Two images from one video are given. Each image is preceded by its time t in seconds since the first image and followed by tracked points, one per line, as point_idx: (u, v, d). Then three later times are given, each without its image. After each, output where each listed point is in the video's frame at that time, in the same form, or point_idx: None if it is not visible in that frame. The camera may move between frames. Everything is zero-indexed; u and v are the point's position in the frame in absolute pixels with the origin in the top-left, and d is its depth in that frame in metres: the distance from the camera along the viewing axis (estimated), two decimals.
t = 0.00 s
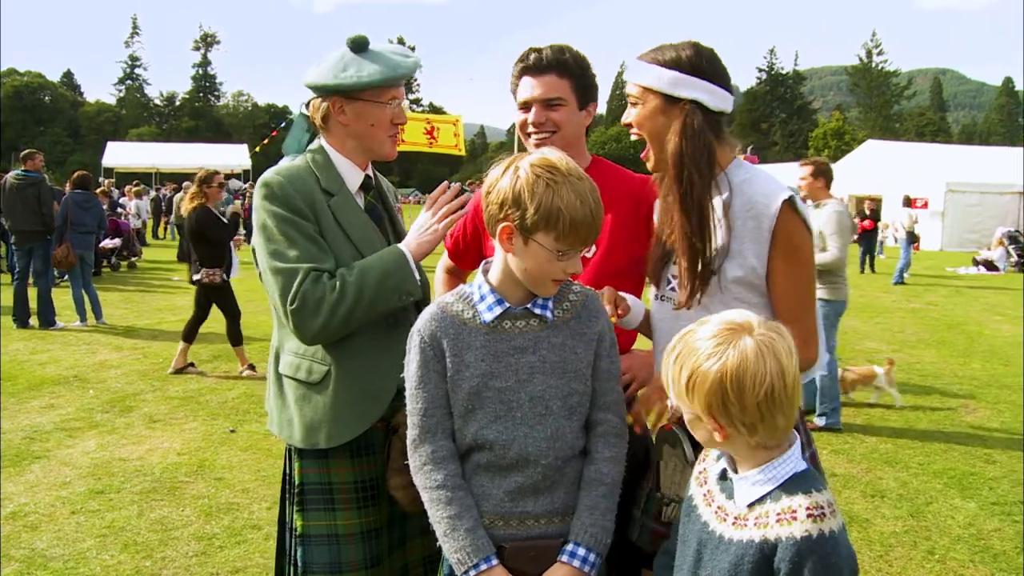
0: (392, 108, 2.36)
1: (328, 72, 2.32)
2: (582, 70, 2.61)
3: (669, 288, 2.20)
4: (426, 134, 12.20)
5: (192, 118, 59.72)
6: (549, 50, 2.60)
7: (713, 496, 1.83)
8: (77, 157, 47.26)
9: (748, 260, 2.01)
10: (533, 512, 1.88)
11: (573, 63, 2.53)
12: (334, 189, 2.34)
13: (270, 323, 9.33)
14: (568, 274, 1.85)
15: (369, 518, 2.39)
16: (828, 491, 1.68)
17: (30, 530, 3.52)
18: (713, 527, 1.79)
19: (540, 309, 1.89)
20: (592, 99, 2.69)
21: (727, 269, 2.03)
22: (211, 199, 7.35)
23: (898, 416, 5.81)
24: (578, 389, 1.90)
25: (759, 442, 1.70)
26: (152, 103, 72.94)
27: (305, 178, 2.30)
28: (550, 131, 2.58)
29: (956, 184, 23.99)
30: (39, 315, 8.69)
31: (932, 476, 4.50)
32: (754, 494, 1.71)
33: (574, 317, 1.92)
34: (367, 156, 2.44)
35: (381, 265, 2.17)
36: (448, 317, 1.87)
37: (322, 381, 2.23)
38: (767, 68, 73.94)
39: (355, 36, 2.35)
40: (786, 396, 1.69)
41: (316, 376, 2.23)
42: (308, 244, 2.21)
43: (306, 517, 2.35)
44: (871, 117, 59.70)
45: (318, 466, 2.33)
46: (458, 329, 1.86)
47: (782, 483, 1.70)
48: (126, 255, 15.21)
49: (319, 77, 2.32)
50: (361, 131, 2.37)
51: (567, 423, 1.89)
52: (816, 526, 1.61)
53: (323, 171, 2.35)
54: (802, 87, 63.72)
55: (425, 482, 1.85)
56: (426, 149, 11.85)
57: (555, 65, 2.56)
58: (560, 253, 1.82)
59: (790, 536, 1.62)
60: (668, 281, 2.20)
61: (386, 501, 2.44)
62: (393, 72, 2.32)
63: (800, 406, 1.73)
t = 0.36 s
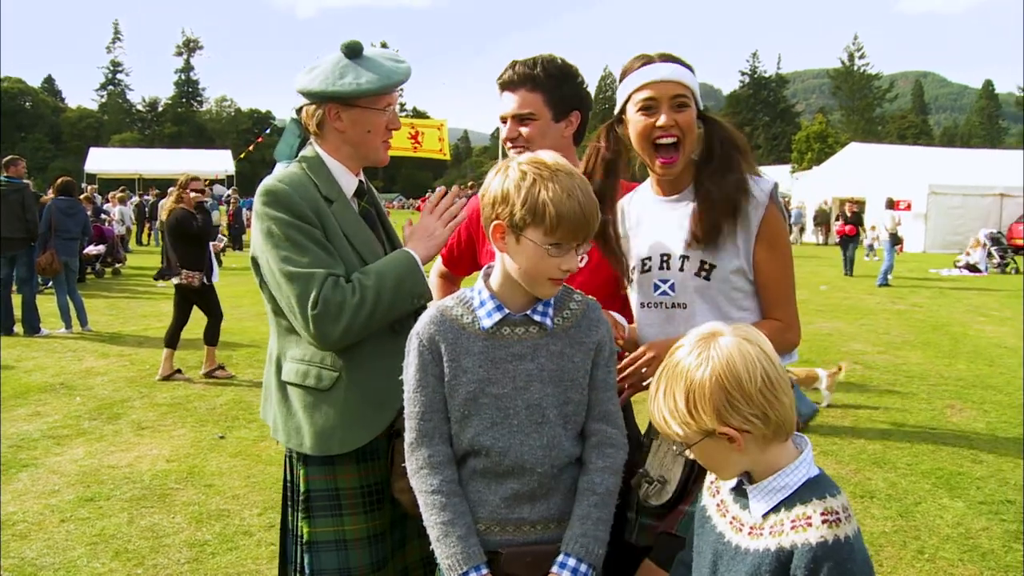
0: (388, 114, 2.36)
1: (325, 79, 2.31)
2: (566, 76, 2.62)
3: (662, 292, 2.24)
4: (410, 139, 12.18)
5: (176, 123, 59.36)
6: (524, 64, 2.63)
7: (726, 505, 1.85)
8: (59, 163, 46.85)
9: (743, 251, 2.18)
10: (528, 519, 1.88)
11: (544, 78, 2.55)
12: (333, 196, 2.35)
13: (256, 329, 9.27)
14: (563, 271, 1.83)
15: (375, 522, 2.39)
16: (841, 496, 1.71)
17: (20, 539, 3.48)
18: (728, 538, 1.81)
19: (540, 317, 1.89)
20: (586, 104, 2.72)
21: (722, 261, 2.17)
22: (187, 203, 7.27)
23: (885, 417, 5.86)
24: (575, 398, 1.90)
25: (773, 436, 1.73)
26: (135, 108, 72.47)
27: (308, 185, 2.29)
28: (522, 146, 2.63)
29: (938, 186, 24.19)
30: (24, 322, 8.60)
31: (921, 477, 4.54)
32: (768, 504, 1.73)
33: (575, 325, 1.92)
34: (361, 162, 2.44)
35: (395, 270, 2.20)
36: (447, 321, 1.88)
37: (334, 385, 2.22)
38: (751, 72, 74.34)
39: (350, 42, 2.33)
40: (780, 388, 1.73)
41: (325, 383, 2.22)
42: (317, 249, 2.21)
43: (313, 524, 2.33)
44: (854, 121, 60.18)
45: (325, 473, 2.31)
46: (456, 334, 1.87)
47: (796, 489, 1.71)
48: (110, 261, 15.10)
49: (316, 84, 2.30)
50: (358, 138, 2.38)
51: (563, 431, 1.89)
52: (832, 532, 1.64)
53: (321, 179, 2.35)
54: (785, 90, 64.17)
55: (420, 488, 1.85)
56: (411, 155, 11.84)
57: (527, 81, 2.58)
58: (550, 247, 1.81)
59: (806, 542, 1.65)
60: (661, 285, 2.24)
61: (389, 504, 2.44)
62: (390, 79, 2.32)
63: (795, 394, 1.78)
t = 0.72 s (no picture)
0: (384, 114, 2.36)
1: (320, 78, 2.31)
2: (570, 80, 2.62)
3: (668, 287, 2.25)
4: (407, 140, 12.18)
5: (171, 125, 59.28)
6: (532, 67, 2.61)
7: (723, 508, 1.85)
8: (54, 165, 46.72)
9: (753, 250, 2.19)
10: (530, 522, 1.89)
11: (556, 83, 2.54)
12: (334, 198, 2.35)
13: (253, 330, 9.26)
14: (566, 259, 1.84)
15: (377, 522, 2.39)
16: (837, 491, 1.71)
17: (19, 541, 3.47)
18: (728, 542, 1.82)
19: (542, 317, 1.89)
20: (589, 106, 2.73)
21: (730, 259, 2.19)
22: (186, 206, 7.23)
23: (882, 417, 5.87)
24: (578, 400, 1.90)
25: (756, 440, 1.72)
26: (130, 110, 72.34)
27: (308, 187, 2.29)
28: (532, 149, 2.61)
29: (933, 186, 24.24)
30: (20, 324, 8.58)
31: (918, 476, 4.55)
32: (764, 506, 1.72)
33: (578, 327, 1.91)
34: (360, 162, 2.44)
35: (397, 274, 2.20)
36: (450, 321, 1.89)
37: (335, 388, 2.22)
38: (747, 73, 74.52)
39: (346, 42, 2.34)
40: (751, 395, 1.72)
41: (329, 385, 2.22)
42: (320, 252, 2.21)
43: (315, 525, 2.33)
44: (849, 121, 60.34)
45: (328, 473, 2.31)
46: (459, 333, 1.87)
47: (791, 489, 1.71)
48: (106, 263, 15.07)
49: (311, 84, 2.31)
50: (353, 138, 2.38)
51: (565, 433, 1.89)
52: (829, 529, 1.64)
53: (322, 181, 2.34)
54: (780, 91, 64.32)
55: (423, 488, 1.86)
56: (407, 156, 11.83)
57: (537, 84, 2.56)
58: (552, 235, 1.83)
59: (805, 541, 1.65)
60: (667, 281, 2.26)
61: (391, 505, 2.44)
62: (385, 78, 2.32)
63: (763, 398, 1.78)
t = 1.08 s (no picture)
0: (380, 114, 2.35)
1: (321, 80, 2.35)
2: (566, 87, 2.57)
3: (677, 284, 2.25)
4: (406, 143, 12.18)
5: (169, 127, 59.20)
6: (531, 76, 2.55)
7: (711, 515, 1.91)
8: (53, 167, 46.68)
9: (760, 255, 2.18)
10: (531, 525, 1.89)
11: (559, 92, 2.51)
12: (336, 200, 2.35)
13: (252, 332, 9.25)
14: (564, 258, 1.85)
15: (371, 526, 2.38)
16: (814, 491, 1.75)
17: (18, 543, 3.46)
18: (718, 548, 1.87)
19: (545, 319, 1.89)
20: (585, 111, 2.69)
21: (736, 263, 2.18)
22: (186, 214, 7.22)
23: (881, 420, 5.88)
24: (580, 403, 1.90)
25: (721, 460, 1.75)
26: (129, 112, 72.34)
27: (309, 188, 2.30)
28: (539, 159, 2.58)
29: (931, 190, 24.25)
30: (18, 325, 8.57)
31: (917, 480, 4.55)
32: (745, 511, 1.77)
33: (580, 330, 1.92)
34: (364, 165, 2.43)
35: (389, 277, 2.19)
36: (453, 324, 1.89)
37: (326, 390, 2.24)
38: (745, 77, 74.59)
39: (351, 45, 2.38)
40: (709, 418, 1.74)
41: (320, 386, 2.24)
42: (315, 254, 2.22)
43: (309, 526, 2.34)
44: (847, 125, 60.41)
45: (322, 474, 2.32)
46: (461, 336, 1.88)
47: (768, 492, 1.76)
48: (105, 266, 15.05)
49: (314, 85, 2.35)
50: (352, 138, 2.37)
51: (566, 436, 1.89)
52: (800, 528, 1.68)
53: (325, 182, 2.35)
54: (778, 95, 64.40)
55: (426, 491, 1.86)
56: (406, 159, 11.81)
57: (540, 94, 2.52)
58: (549, 236, 1.83)
59: (776, 541, 1.70)
60: (676, 275, 2.24)
61: (386, 508, 2.44)
62: (382, 77, 2.31)
63: (724, 414, 1.79)
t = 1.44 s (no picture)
0: (384, 117, 2.35)
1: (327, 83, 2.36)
2: (569, 88, 2.58)
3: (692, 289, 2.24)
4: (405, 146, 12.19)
5: (169, 130, 59.23)
6: (536, 74, 2.56)
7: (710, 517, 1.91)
8: (53, 169, 46.70)
9: (781, 259, 2.15)
10: (533, 525, 1.89)
11: (564, 88, 2.51)
12: (338, 202, 2.36)
13: (253, 335, 9.25)
14: (565, 256, 1.84)
15: (364, 527, 2.38)
16: (809, 488, 1.76)
17: (20, 545, 3.46)
18: (718, 548, 1.87)
19: (549, 322, 1.89)
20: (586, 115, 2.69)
21: (757, 266, 2.15)
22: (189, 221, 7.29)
23: (880, 423, 5.87)
24: (582, 406, 1.91)
25: (717, 462, 1.76)
26: (129, 115, 72.42)
27: (308, 191, 2.32)
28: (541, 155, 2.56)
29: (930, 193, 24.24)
30: (19, 328, 8.58)
31: (917, 482, 4.56)
32: (742, 510, 1.78)
33: (584, 333, 1.92)
34: (369, 168, 2.43)
35: (370, 276, 2.17)
36: (458, 325, 1.90)
37: (316, 390, 2.25)
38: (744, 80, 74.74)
39: (358, 48, 2.40)
40: (706, 422, 1.76)
41: (311, 386, 2.25)
42: (308, 256, 2.23)
43: (303, 524, 2.35)
44: (846, 128, 60.44)
45: (316, 474, 2.33)
46: (467, 338, 1.88)
47: (765, 491, 1.77)
48: (105, 268, 15.06)
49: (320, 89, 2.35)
50: (357, 141, 2.37)
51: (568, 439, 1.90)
52: (794, 524, 1.70)
53: (329, 184, 2.37)
54: (778, 98, 64.44)
55: (430, 492, 1.86)
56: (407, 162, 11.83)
57: (545, 90, 2.53)
58: (549, 236, 1.83)
59: (771, 538, 1.71)
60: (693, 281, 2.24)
61: (381, 510, 2.44)
62: (386, 79, 2.32)
63: (721, 417, 1.81)
